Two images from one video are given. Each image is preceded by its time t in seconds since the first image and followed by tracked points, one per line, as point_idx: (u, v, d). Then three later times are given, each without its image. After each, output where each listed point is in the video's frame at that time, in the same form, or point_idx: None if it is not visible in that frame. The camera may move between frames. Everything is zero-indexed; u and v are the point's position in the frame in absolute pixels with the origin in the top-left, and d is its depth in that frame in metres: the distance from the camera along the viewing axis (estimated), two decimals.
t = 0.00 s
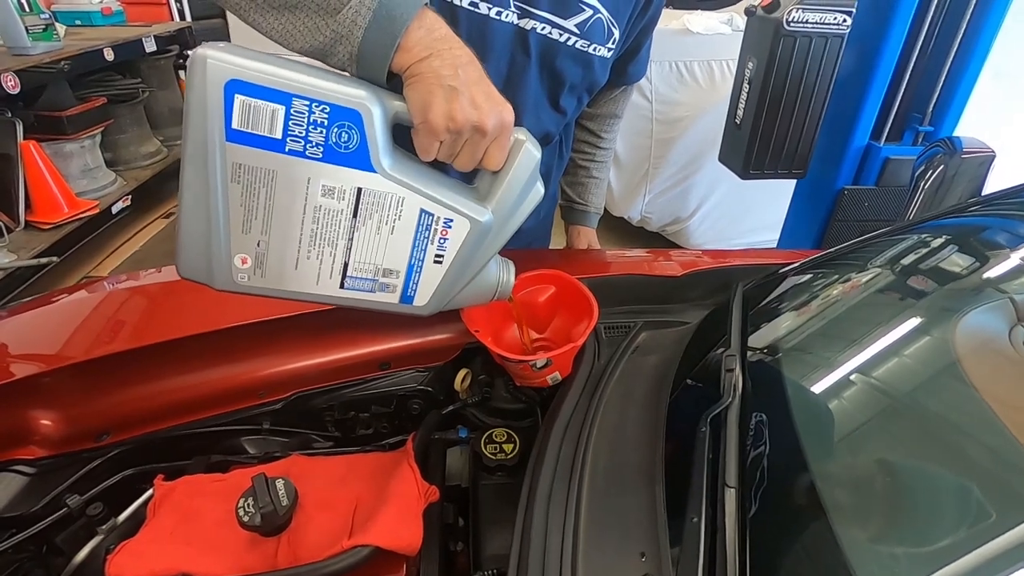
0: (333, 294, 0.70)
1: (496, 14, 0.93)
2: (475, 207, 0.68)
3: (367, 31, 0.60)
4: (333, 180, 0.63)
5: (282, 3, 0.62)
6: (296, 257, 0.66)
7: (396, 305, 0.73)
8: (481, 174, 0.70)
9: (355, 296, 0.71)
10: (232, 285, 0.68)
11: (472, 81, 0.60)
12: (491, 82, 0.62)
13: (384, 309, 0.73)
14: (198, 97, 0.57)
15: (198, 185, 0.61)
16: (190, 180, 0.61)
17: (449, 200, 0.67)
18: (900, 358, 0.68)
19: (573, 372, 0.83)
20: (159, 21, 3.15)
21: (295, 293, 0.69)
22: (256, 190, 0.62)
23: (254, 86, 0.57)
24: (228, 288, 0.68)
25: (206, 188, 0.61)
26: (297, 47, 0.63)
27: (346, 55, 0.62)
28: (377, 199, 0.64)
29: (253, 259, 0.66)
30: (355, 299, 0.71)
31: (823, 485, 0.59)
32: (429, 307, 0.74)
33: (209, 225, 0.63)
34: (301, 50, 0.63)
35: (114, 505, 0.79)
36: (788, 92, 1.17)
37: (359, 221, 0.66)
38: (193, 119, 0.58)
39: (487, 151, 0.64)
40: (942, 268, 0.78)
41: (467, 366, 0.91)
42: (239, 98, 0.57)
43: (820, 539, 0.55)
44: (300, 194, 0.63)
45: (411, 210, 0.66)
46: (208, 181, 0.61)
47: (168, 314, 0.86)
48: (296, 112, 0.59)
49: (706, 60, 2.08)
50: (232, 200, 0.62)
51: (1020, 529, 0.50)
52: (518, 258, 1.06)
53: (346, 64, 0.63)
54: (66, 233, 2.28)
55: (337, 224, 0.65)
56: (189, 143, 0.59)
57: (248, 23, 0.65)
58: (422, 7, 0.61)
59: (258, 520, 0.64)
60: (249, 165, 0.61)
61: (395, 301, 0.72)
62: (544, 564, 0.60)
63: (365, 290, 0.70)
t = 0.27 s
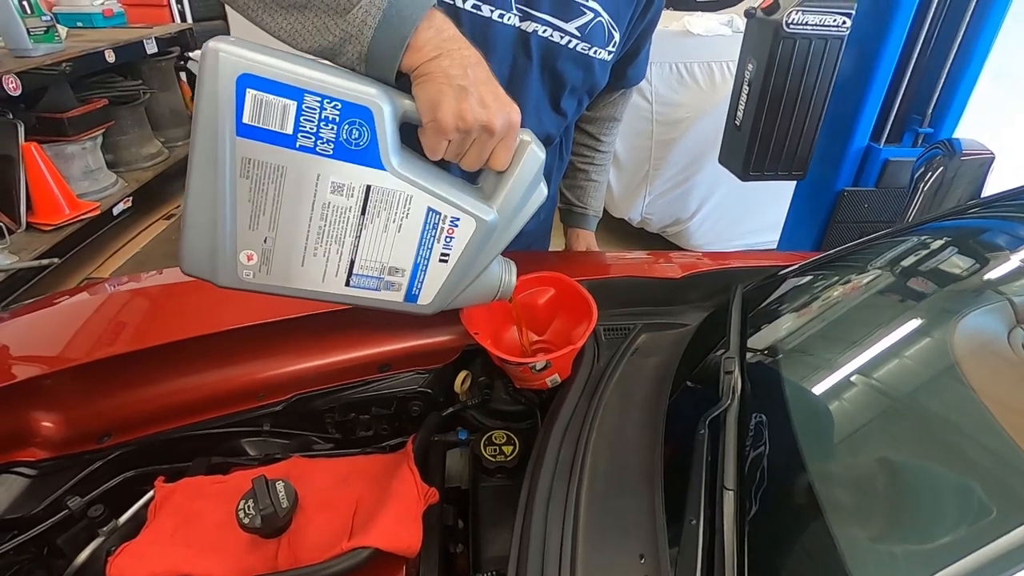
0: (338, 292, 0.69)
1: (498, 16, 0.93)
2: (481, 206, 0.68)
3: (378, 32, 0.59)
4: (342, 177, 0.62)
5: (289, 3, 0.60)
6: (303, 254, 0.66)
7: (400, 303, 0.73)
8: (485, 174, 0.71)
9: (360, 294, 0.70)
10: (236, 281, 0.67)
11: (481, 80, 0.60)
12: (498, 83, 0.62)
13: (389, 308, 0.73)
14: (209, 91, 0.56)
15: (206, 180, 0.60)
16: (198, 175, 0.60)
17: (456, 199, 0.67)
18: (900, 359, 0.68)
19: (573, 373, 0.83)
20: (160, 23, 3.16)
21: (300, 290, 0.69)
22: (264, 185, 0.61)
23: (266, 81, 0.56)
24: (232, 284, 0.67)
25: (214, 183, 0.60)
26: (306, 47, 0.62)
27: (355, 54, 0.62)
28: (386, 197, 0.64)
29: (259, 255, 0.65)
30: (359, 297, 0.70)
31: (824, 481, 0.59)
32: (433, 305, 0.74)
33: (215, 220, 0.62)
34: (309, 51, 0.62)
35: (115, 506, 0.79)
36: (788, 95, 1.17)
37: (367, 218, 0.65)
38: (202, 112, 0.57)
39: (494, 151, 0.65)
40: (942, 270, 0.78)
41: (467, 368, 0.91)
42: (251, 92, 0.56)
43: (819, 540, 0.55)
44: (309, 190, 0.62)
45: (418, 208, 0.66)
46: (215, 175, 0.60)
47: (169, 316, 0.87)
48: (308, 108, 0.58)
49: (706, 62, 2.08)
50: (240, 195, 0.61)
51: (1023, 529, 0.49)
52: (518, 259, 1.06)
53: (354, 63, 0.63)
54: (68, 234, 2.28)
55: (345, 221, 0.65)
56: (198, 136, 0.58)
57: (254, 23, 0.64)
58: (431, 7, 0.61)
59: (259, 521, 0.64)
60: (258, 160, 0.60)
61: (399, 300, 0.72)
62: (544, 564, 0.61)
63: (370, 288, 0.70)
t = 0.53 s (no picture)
0: (348, 291, 0.67)
1: (505, 17, 0.93)
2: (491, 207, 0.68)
3: (395, 33, 0.60)
4: (359, 175, 0.60)
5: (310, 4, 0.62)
6: (315, 252, 0.63)
7: (408, 304, 0.71)
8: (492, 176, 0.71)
9: (369, 294, 0.68)
10: (245, 280, 0.63)
11: (497, 83, 0.61)
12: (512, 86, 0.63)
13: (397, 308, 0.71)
14: (229, 82, 0.53)
15: (220, 174, 0.57)
16: (211, 169, 0.57)
17: (469, 200, 0.66)
18: (900, 360, 0.68)
19: (573, 374, 0.83)
20: (160, 25, 3.16)
21: (309, 289, 0.66)
22: (280, 181, 0.59)
23: (288, 75, 0.54)
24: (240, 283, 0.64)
25: (229, 177, 0.57)
26: (323, 47, 0.63)
27: (371, 56, 0.62)
28: (402, 196, 0.63)
29: (271, 252, 0.62)
30: (368, 297, 0.69)
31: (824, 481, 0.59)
32: (441, 307, 0.73)
33: (228, 215, 0.59)
34: (326, 51, 0.63)
35: (115, 508, 0.79)
36: (787, 95, 1.17)
37: (382, 217, 0.64)
38: (220, 103, 0.54)
39: (506, 152, 0.65)
40: (942, 270, 0.78)
41: (467, 369, 0.92)
42: (271, 86, 0.54)
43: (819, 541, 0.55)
44: (326, 187, 0.60)
45: (433, 208, 0.65)
46: (231, 169, 0.57)
47: (169, 318, 0.86)
48: (329, 104, 0.56)
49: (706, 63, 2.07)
50: (254, 190, 0.58)
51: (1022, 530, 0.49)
52: (518, 260, 1.06)
53: (370, 64, 0.63)
54: (68, 236, 2.29)
55: (360, 219, 0.63)
56: (214, 128, 0.55)
57: (272, 23, 0.66)
58: (448, 11, 0.62)
59: (257, 523, 0.64)
60: (276, 154, 0.57)
61: (408, 301, 0.71)
62: (542, 565, 0.61)
63: (380, 287, 0.68)
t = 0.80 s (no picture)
0: (361, 289, 0.65)
1: (522, 13, 0.93)
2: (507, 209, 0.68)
3: (423, 36, 0.59)
4: (383, 170, 0.59)
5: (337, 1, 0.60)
6: (333, 246, 0.61)
7: (418, 305, 0.70)
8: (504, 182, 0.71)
9: (381, 293, 0.67)
10: (258, 273, 0.60)
11: (518, 90, 0.62)
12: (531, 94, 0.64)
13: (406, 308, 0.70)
14: (262, 68, 0.52)
15: (244, 161, 0.55)
16: (235, 155, 0.54)
17: (488, 202, 0.66)
18: (901, 360, 0.68)
19: (574, 374, 0.83)
20: (161, 25, 3.16)
21: (322, 285, 0.64)
22: (304, 173, 0.57)
23: (322, 66, 0.53)
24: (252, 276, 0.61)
25: (253, 165, 0.55)
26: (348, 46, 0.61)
27: (397, 56, 0.61)
28: (423, 194, 0.62)
29: (288, 244, 0.60)
30: (379, 296, 0.67)
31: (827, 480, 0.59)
32: (451, 310, 0.72)
33: (249, 204, 0.56)
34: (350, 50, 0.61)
35: (116, 509, 0.79)
36: (788, 95, 1.17)
37: (401, 214, 0.63)
38: (251, 88, 0.52)
39: (524, 158, 0.66)
40: (944, 270, 0.78)
41: (468, 369, 0.92)
42: (303, 76, 0.53)
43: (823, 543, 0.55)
44: (349, 181, 0.59)
45: (451, 207, 0.64)
46: (256, 156, 0.54)
47: (170, 318, 0.86)
48: (358, 98, 0.56)
49: (706, 63, 2.09)
50: (277, 179, 0.56)
51: None
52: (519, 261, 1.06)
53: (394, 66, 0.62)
54: (70, 236, 2.29)
55: (379, 215, 0.62)
56: (242, 114, 0.53)
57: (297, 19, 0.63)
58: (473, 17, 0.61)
59: (259, 524, 0.64)
60: (303, 144, 0.55)
61: (418, 301, 0.69)
62: (545, 565, 0.61)
63: (393, 286, 0.67)
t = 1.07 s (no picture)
0: (364, 279, 0.63)
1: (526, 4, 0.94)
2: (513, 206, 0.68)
3: (444, 28, 0.60)
4: (397, 158, 0.58)
5: None
6: (341, 234, 0.59)
7: (421, 299, 0.68)
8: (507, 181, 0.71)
9: (384, 286, 0.65)
10: (262, 257, 0.57)
11: (532, 89, 0.63)
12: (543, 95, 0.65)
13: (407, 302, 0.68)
14: (285, 44, 0.50)
15: (258, 138, 0.52)
16: (248, 129, 0.51)
17: (497, 198, 0.66)
18: (902, 359, 0.68)
19: (574, 373, 0.83)
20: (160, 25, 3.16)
21: (325, 274, 0.61)
22: (318, 156, 0.55)
23: (345, 47, 0.52)
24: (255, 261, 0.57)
25: (268, 143, 0.52)
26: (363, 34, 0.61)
27: (413, 50, 0.61)
28: (435, 185, 0.61)
29: (297, 227, 0.57)
30: (382, 289, 0.65)
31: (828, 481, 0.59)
32: (453, 306, 0.71)
33: (261, 183, 0.53)
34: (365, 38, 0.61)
35: (116, 508, 0.79)
36: (789, 94, 1.17)
37: (412, 204, 0.62)
38: (273, 64, 0.50)
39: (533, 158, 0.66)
40: (945, 269, 0.78)
41: (468, 368, 0.91)
42: (327, 56, 0.52)
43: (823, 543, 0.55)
44: (364, 167, 0.57)
45: (461, 201, 0.64)
46: (273, 132, 0.52)
47: (169, 317, 0.86)
48: (378, 84, 0.55)
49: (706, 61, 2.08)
50: (291, 158, 0.54)
51: None
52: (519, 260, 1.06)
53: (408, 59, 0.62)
54: (70, 235, 2.29)
55: (390, 204, 0.60)
56: (260, 89, 0.50)
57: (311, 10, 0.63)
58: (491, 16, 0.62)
59: (259, 523, 0.64)
60: (321, 124, 0.54)
61: (421, 296, 0.68)
62: (545, 565, 0.61)
63: (397, 278, 0.65)
